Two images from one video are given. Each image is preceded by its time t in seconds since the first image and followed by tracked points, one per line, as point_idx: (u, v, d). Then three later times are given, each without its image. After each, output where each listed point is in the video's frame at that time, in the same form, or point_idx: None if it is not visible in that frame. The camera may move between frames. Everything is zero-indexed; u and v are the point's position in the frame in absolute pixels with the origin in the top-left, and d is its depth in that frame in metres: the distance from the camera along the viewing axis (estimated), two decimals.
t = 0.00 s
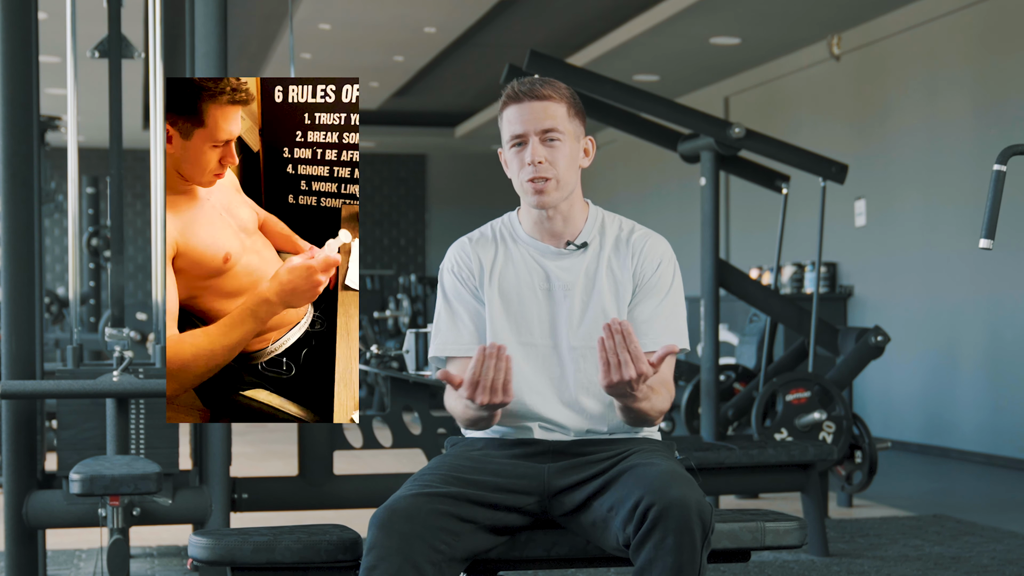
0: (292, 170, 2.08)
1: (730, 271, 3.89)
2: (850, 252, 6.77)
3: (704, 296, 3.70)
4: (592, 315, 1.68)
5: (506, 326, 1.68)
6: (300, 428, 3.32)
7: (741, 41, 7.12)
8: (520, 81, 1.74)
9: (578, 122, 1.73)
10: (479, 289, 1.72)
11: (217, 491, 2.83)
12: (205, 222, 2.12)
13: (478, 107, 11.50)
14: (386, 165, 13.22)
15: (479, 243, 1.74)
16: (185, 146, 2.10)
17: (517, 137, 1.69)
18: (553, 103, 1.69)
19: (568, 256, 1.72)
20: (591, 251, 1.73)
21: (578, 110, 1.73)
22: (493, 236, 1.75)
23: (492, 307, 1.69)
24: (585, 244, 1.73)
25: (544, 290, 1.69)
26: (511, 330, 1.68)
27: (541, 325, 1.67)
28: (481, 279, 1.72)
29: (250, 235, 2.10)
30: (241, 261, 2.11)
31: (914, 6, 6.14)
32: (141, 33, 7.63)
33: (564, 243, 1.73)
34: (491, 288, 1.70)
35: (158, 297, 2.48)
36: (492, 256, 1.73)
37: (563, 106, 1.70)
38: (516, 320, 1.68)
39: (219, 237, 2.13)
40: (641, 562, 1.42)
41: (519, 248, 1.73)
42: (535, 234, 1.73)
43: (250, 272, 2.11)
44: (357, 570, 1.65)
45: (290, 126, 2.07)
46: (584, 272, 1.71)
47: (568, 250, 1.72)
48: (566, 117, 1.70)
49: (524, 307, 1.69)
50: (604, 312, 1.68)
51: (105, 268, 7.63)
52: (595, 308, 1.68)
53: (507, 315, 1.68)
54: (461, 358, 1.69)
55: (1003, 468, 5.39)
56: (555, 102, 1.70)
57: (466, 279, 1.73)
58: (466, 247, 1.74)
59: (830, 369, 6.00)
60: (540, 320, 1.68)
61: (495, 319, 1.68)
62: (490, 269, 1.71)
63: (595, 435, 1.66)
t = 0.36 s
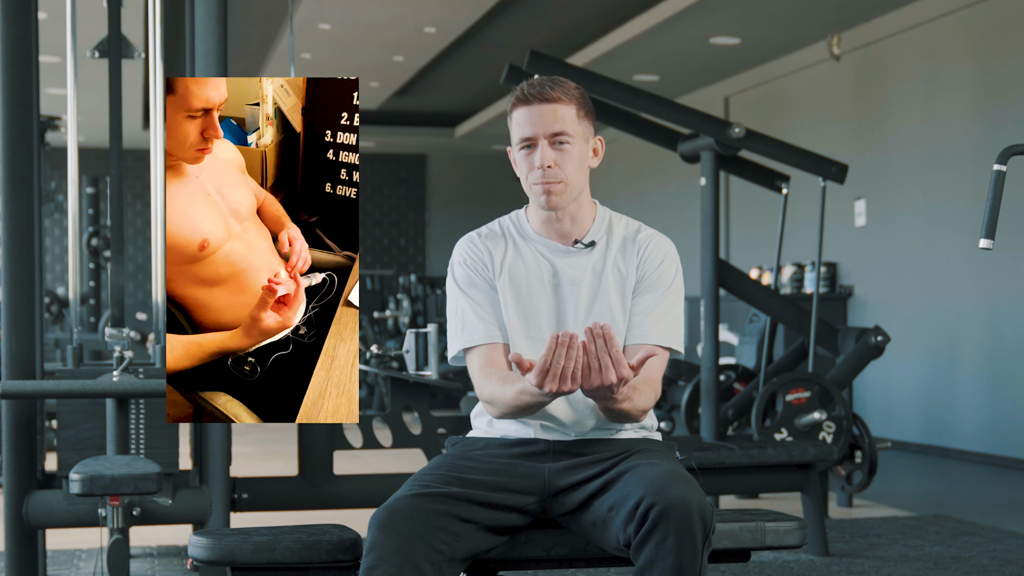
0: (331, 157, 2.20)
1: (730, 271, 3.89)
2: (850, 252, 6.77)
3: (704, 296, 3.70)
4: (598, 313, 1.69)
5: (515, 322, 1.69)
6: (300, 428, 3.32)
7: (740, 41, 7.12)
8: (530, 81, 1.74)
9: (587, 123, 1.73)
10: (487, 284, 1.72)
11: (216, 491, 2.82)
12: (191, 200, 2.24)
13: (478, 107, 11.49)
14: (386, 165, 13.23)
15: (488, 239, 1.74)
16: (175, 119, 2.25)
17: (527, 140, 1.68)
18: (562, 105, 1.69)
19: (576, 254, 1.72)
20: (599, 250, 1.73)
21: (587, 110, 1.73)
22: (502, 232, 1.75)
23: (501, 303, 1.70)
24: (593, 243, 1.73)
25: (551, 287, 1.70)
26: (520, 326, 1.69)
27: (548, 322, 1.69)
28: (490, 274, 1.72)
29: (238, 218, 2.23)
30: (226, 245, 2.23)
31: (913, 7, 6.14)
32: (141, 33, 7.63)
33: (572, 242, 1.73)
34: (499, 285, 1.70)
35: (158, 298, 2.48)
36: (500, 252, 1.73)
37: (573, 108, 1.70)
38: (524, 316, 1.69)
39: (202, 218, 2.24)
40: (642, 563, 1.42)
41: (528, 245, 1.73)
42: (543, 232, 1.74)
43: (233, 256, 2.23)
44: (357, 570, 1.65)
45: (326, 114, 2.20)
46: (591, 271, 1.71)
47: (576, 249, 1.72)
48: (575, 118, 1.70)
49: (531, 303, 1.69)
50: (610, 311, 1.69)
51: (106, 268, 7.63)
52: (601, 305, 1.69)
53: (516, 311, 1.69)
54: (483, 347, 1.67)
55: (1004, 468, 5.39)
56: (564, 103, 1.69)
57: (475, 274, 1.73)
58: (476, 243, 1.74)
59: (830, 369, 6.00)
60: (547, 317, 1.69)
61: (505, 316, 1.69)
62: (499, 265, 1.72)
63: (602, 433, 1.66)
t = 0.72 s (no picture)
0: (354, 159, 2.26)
1: (730, 272, 3.89)
2: (850, 252, 6.77)
3: (704, 296, 3.70)
4: (602, 318, 1.68)
5: (517, 326, 1.68)
6: (300, 428, 3.32)
7: (740, 41, 7.12)
8: (537, 78, 1.73)
9: (593, 121, 1.73)
10: (489, 288, 1.72)
11: (216, 491, 2.82)
12: (208, 180, 2.26)
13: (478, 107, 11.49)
14: (386, 165, 13.23)
15: (491, 243, 1.74)
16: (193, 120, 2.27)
17: (533, 135, 1.69)
18: (568, 101, 1.69)
19: (579, 257, 1.71)
20: (603, 253, 1.73)
21: (593, 109, 1.73)
22: (505, 235, 1.75)
23: (502, 306, 1.69)
24: (597, 245, 1.72)
25: (555, 291, 1.69)
26: (521, 330, 1.68)
27: (550, 326, 1.68)
28: (491, 278, 1.73)
29: (259, 205, 2.27)
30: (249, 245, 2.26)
31: (913, 7, 6.14)
32: (141, 33, 7.63)
33: (575, 243, 1.73)
34: (500, 289, 1.70)
35: (158, 298, 2.48)
36: (502, 256, 1.73)
37: (580, 105, 1.70)
38: (526, 319, 1.69)
39: (219, 202, 2.26)
40: (644, 563, 1.42)
41: (531, 248, 1.73)
42: (546, 234, 1.73)
43: (247, 244, 2.26)
44: (357, 569, 1.65)
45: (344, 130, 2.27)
46: (594, 274, 1.71)
47: (579, 251, 1.72)
48: (581, 116, 1.70)
49: (533, 306, 1.69)
50: (613, 315, 1.69)
51: (106, 268, 7.63)
52: (605, 311, 1.69)
53: (517, 314, 1.69)
54: (459, 362, 1.71)
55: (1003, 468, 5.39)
56: (571, 100, 1.69)
57: (476, 279, 1.73)
58: (479, 247, 1.74)
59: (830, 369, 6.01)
60: (549, 321, 1.68)
61: (506, 320, 1.69)
62: (500, 269, 1.72)
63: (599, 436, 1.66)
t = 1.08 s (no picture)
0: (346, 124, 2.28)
1: (730, 272, 3.89)
2: (850, 252, 6.77)
3: (704, 296, 3.70)
4: (595, 319, 1.68)
5: (509, 328, 1.69)
6: (300, 429, 3.32)
7: (740, 42, 7.12)
8: (532, 78, 1.74)
9: (587, 121, 1.73)
10: (481, 292, 1.73)
11: (216, 491, 2.82)
12: (203, 169, 2.28)
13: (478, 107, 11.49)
14: (386, 165, 13.23)
15: (484, 247, 1.75)
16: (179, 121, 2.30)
17: (528, 135, 1.69)
18: (564, 101, 1.69)
19: (572, 257, 1.71)
20: (597, 253, 1.73)
21: (588, 110, 1.73)
22: (499, 238, 1.76)
23: (494, 307, 1.70)
24: (591, 245, 1.72)
25: (548, 292, 1.70)
26: (514, 331, 1.69)
27: (543, 327, 1.68)
28: (483, 281, 1.73)
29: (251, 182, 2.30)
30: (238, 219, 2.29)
31: (913, 7, 6.15)
32: (141, 33, 7.63)
33: (569, 243, 1.73)
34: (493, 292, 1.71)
35: (158, 297, 2.48)
36: (495, 259, 1.74)
37: (575, 104, 1.70)
38: (519, 320, 1.69)
39: (214, 188, 2.29)
40: (642, 562, 1.42)
41: (524, 249, 1.73)
42: (540, 235, 1.74)
43: (251, 230, 2.29)
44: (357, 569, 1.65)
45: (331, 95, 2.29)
46: (588, 275, 1.71)
47: (572, 251, 1.72)
48: (576, 116, 1.70)
49: (527, 308, 1.69)
50: (606, 315, 1.68)
51: (106, 268, 7.63)
52: (597, 312, 1.68)
53: (510, 316, 1.69)
54: (448, 368, 1.72)
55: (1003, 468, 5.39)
56: (567, 99, 1.70)
57: (469, 283, 1.74)
58: (471, 249, 1.75)
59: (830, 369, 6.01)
60: (543, 322, 1.68)
61: (498, 322, 1.69)
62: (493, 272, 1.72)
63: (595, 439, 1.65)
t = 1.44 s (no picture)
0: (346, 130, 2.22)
1: (730, 272, 3.89)
2: (850, 252, 6.78)
3: (704, 296, 3.70)
4: (596, 318, 1.68)
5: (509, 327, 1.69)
6: (300, 429, 3.32)
7: (740, 42, 7.13)
8: (539, 75, 1.74)
9: (592, 121, 1.73)
10: (481, 291, 1.72)
11: (216, 491, 2.82)
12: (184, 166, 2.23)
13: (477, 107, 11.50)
14: (386, 166, 13.24)
15: (484, 246, 1.74)
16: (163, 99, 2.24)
17: (534, 131, 1.69)
18: (571, 100, 1.69)
19: (573, 257, 1.72)
20: (597, 253, 1.73)
21: (594, 109, 1.74)
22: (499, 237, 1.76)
23: (495, 308, 1.70)
24: (592, 245, 1.73)
25: (548, 291, 1.69)
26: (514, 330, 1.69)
27: (544, 326, 1.68)
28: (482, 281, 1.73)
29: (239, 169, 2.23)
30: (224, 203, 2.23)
31: (913, 7, 6.15)
32: (141, 33, 7.63)
33: (570, 243, 1.73)
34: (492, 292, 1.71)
35: (158, 297, 2.48)
36: (495, 257, 1.73)
37: (581, 103, 1.70)
38: (519, 320, 1.69)
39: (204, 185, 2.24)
40: (642, 563, 1.42)
41: (526, 249, 1.73)
42: (541, 235, 1.74)
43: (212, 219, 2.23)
44: (357, 569, 1.65)
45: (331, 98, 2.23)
46: (588, 274, 1.71)
47: (573, 251, 1.72)
48: (581, 114, 1.70)
49: (527, 308, 1.69)
50: (607, 315, 1.68)
51: (106, 268, 7.63)
52: (598, 311, 1.68)
53: (511, 316, 1.70)
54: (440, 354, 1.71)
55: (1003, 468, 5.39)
56: (574, 98, 1.70)
57: (468, 283, 1.73)
58: (470, 249, 1.75)
59: (830, 369, 6.01)
60: (544, 322, 1.68)
61: (499, 321, 1.69)
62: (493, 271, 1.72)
63: (595, 439, 1.66)
